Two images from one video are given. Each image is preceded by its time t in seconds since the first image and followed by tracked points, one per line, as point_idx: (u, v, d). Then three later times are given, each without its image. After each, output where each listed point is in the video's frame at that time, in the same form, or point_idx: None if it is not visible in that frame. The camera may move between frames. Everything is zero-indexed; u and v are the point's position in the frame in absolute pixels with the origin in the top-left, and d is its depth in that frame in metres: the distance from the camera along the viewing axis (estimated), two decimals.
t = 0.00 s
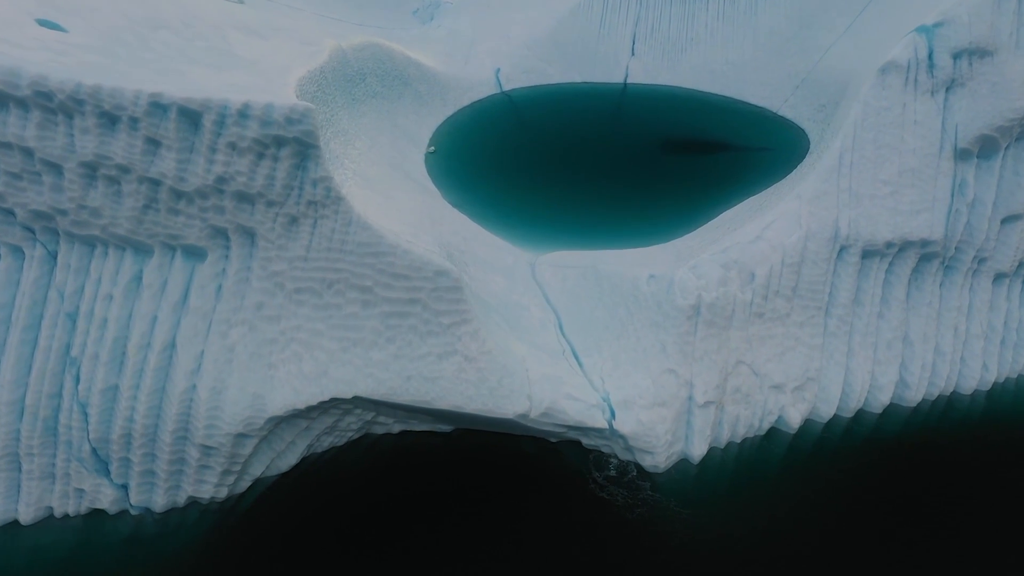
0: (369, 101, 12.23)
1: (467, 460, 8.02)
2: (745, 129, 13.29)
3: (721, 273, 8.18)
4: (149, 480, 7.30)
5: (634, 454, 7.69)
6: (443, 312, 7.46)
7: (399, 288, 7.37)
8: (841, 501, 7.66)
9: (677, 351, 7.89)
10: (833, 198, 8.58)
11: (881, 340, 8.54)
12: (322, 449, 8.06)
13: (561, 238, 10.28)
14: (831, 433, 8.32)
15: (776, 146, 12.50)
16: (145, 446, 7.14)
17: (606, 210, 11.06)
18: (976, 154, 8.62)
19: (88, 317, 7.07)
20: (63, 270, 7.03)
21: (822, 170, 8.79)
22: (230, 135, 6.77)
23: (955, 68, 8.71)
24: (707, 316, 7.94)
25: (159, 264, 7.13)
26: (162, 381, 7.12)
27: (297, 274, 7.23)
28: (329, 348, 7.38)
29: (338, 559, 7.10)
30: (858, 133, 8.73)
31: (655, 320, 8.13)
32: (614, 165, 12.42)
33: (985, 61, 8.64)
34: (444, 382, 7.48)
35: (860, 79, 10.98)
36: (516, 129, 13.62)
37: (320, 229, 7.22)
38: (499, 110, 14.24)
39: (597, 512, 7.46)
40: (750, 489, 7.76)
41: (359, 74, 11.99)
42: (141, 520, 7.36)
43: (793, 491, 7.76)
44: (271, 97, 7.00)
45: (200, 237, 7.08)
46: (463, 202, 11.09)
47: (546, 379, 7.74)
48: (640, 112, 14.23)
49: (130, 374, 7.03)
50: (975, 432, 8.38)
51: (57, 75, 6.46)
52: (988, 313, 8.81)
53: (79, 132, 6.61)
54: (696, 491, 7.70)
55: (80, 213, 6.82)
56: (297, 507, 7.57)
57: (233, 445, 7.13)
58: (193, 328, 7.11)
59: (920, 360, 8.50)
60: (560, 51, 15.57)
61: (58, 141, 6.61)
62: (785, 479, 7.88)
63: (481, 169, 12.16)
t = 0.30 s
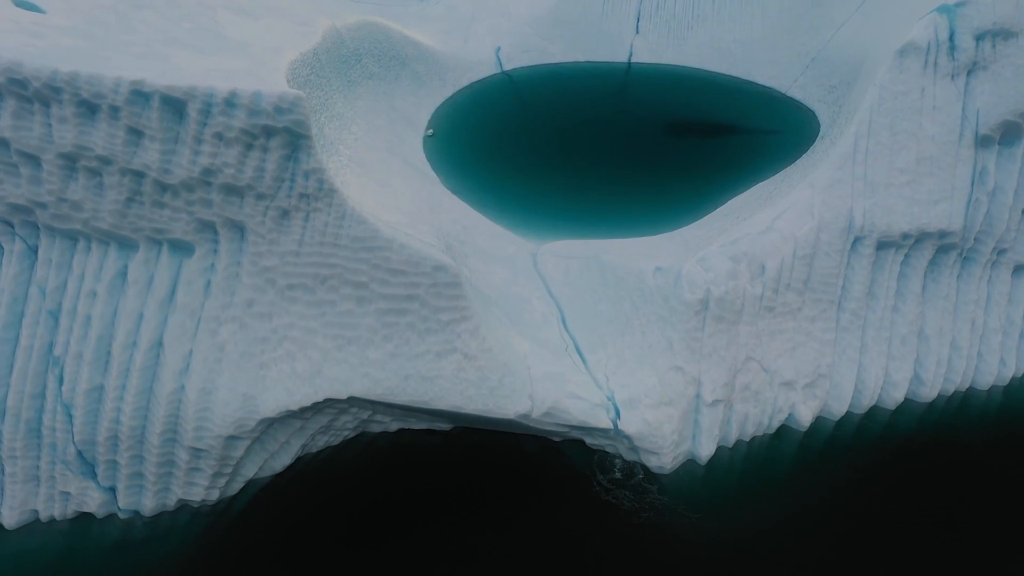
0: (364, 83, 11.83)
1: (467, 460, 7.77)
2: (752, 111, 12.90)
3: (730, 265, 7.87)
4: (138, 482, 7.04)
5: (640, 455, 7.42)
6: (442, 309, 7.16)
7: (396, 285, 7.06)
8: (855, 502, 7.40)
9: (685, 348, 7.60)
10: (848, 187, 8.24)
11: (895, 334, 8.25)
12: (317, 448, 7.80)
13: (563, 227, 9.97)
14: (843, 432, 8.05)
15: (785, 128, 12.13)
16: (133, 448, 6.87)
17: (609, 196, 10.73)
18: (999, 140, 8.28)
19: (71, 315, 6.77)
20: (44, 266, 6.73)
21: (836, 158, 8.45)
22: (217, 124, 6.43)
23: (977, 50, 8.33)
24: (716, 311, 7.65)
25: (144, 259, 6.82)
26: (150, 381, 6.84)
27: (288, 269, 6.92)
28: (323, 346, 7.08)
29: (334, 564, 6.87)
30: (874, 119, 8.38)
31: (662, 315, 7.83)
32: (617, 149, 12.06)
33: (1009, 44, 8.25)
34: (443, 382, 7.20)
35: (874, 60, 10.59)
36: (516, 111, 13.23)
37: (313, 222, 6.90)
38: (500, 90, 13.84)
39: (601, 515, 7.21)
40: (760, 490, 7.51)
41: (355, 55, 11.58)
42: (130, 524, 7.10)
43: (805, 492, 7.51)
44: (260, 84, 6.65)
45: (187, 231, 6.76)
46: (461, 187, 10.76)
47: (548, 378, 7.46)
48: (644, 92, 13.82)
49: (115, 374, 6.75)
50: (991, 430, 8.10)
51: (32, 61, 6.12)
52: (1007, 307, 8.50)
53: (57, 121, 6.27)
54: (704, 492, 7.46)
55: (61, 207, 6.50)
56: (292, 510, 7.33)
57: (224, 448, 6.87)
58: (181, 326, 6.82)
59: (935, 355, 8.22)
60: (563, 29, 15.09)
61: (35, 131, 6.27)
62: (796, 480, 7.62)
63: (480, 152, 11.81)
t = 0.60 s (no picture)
0: (361, 68, 11.52)
1: (466, 462, 7.57)
2: (759, 96, 12.58)
3: (738, 261, 7.63)
4: (127, 486, 6.83)
5: (645, 458, 7.23)
6: (440, 307, 6.93)
7: (392, 283, 6.82)
8: (865, 505, 7.19)
9: (691, 347, 7.37)
10: (860, 179, 8.00)
11: (907, 331, 8.02)
12: (313, 449, 7.61)
13: (565, 219, 9.71)
14: (852, 432, 7.84)
15: (793, 114, 11.82)
16: (122, 452, 6.67)
17: (612, 186, 10.46)
18: (1017, 131, 8.04)
19: (56, 315, 6.54)
20: (28, 264, 6.49)
21: (847, 148, 8.19)
22: (204, 118, 6.16)
23: (997, 36, 8.00)
24: (723, 309, 7.42)
25: (131, 257, 6.57)
26: (138, 383, 6.61)
27: (281, 268, 6.67)
28: (317, 347, 6.84)
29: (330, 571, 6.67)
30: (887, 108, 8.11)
31: (667, 312, 7.60)
32: (621, 137, 11.75)
33: None
34: (441, 383, 6.98)
35: (887, 44, 10.25)
36: (517, 96, 12.90)
37: (306, 219, 6.64)
38: (500, 74, 13.51)
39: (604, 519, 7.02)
40: (767, 493, 7.31)
41: (351, 39, 11.26)
42: (121, 529, 6.91)
43: (814, 494, 7.29)
44: (250, 75, 6.37)
45: (175, 228, 6.51)
46: (460, 175, 10.50)
47: (550, 378, 7.24)
48: (648, 77, 13.49)
49: (102, 376, 6.52)
50: (1005, 429, 7.88)
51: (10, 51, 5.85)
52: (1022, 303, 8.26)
53: (37, 114, 6.02)
54: (710, 495, 7.26)
55: (43, 203, 6.25)
56: (287, 513, 7.13)
57: (216, 451, 6.66)
58: (170, 326, 6.58)
59: (948, 353, 8.00)
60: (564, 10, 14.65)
61: (15, 124, 6.01)
62: (804, 481, 7.42)
63: (480, 140, 11.53)
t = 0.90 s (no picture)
0: (355, 51, 11.14)
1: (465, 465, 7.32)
2: (768, 78, 12.18)
3: (749, 257, 7.33)
4: (115, 493, 6.59)
5: (651, 462, 6.99)
6: (439, 308, 6.64)
7: (389, 283, 6.52)
8: (879, 510, 6.93)
9: (699, 347, 7.09)
10: (876, 170, 7.67)
11: (923, 329, 7.74)
12: (307, 452, 7.38)
13: (566, 210, 9.37)
14: (865, 433, 7.58)
15: (803, 97, 11.43)
16: (108, 459, 6.40)
17: (616, 174, 10.12)
18: None
19: (36, 317, 6.25)
20: (6, 263, 6.20)
21: (863, 138, 7.86)
22: (188, 111, 5.82)
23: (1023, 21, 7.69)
24: (733, 307, 7.14)
25: (114, 256, 6.26)
26: (124, 387, 6.34)
27: (272, 267, 6.37)
28: (310, 350, 6.55)
29: None
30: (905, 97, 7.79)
31: (675, 310, 7.31)
32: (625, 122, 11.36)
33: None
34: (440, 386, 6.71)
35: (902, 25, 9.86)
36: (518, 79, 12.49)
37: (297, 216, 6.33)
38: (500, 55, 13.09)
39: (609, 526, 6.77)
40: (778, 498, 7.05)
41: (345, 21, 10.87)
42: (108, 537, 6.67)
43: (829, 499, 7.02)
44: (237, 65, 6.03)
45: (160, 226, 6.21)
46: (459, 163, 10.16)
47: (553, 379, 6.97)
48: (653, 58, 13.07)
49: (85, 381, 6.24)
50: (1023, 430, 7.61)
51: None
52: None
53: (11, 107, 5.70)
54: (719, 500, 7.00)
55: (20, 200, 5.94)
56: (280, 520, 6.89)
57: (206, 458, 6.40)
58: (156, 329, 6.29)
59: (966, 352, 7.73)
60: None
61: None
62: (817, 485, 7.15)
63: (480, 125, 11.17)
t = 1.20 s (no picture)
0: (351, 37, 10.84)
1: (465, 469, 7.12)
2: (775, 65, 11.86)
3: (757, 254, 7.09)
4: (103, 501, 6.38)
5: (657, 467, 6.79)
6: (437, 310, 6.40)
7: (385, 284, 6.29)
8: (893, 516, 6.69)
9: (705, 348, 6.87)
10: (889, 164, 7.42)
11: (936, 328, 7.52)
12: (303, 455, 7.20)
13: (569, 203, 9.12)
14: (876, 435, 7.36)
15: (812, 85, 11.12)
16: (95, 466, 6.19)
17: (620, 164, 9.86)
18: None
19: (19, 320, 6.02)
20: None
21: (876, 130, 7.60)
22: (173, 107, 5.56)
23: None
24: (740, 307, 6.91)
25: (99, 257, 6.02)
26: (111, 393, 6.12)
27: (264, 269, 6.14)
28: (303, 354, 6.31)
29: None
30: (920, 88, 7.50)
31: (681, 311, 7.08)
32: (628, 110, 11.07)
33: None
34: (439, 391, 6.49)
35: (915, 10, 9.54)
36: (519, 65, 12.17)
37: (289, 216, 6.08)
38: (500, 40, 12.76)
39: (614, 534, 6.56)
40: (787, 503, 6.84)
41: (340, 6, 10.56)
42: (97, 546, 6.46)
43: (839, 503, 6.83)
44: (225, 58, 5.76)
45: (147, 226, 5.96)
46: (458, 153, 9.90)
47: (554, 383, 6.76)
48: (658, 43, 12.73)
49: (71, 387, 6.02)
50: None
51: None
52: None
53: None
54: (726, 505, 6.81)
55: None
56: (274, 527, 6.69)
57: (197, 466, 6.19)
58: (143, 333, 6.05)
59: (980, 352, 7.53)
60: None
61: None
62: (827, 490, 6.94)
63: (480, 113, 10.88)
